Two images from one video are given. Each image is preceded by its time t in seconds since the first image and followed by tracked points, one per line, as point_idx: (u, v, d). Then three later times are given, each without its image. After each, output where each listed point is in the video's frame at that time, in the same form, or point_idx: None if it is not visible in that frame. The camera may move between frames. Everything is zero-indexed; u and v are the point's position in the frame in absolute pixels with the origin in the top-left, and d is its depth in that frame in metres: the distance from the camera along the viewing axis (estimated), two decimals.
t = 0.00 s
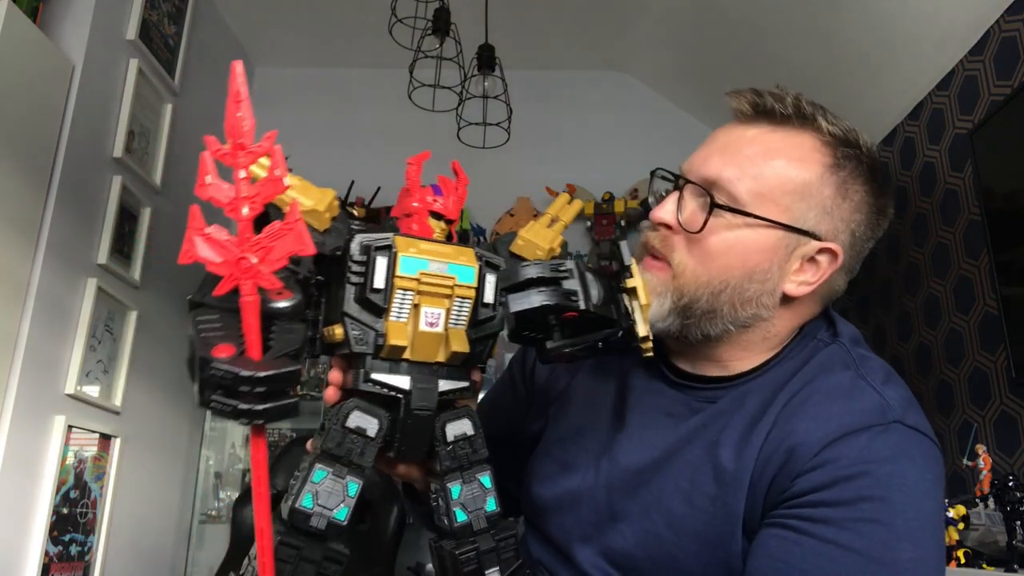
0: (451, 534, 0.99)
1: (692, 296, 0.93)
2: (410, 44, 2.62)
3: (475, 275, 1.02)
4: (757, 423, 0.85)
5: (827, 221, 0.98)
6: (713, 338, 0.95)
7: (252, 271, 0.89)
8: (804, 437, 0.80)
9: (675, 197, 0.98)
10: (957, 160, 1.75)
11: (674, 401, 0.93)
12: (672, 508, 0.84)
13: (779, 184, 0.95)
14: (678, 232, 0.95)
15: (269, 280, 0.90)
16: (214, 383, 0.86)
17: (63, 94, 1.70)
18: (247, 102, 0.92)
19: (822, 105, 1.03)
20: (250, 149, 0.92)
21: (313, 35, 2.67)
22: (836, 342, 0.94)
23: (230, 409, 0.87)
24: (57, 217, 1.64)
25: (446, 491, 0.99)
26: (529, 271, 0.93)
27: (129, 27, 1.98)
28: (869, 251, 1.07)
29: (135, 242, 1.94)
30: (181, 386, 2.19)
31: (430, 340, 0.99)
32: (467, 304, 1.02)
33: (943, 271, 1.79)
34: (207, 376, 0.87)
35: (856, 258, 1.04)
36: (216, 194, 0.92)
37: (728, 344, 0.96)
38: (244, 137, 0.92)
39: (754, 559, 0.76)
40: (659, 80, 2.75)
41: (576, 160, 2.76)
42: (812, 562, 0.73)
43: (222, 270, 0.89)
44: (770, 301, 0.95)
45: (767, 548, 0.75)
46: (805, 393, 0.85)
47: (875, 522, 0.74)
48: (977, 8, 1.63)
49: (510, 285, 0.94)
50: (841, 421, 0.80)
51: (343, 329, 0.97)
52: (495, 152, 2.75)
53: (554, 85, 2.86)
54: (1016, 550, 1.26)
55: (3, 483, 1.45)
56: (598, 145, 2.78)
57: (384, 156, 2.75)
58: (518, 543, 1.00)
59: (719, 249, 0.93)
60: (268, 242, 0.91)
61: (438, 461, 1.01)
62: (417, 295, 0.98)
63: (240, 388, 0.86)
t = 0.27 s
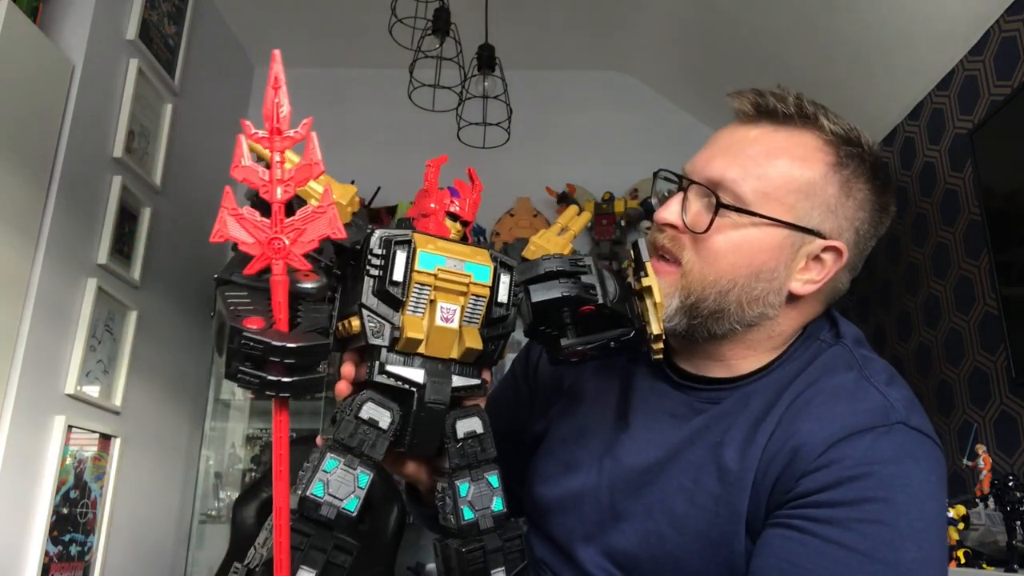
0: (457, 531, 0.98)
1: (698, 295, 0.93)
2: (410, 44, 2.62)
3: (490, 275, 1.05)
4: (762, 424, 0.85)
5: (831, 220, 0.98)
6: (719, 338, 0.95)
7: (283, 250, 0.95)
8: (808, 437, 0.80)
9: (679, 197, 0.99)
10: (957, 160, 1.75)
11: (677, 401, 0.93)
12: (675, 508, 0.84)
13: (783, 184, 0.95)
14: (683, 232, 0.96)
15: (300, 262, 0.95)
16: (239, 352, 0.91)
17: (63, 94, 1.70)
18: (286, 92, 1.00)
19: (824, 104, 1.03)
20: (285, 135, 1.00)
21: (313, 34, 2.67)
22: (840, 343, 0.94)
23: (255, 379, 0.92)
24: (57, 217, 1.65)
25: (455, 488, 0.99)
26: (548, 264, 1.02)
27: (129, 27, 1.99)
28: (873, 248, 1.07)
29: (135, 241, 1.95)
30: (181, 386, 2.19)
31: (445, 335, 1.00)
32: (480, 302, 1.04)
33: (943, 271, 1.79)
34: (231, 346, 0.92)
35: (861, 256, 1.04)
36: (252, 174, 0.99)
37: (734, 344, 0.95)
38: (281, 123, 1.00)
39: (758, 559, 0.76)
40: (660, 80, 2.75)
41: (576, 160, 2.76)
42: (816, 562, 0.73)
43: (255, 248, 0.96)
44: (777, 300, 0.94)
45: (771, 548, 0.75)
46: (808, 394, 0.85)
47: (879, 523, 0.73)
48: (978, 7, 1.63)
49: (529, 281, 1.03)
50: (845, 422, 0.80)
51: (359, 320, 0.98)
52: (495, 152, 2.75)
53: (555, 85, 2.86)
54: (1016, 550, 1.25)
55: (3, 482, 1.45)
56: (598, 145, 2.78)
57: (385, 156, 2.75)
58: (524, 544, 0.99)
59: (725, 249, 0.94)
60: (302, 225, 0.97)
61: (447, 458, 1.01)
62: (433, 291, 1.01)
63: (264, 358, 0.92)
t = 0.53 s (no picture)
0: (456, 530, 1.00)
1: (699, 296, 0.93)
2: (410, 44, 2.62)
3: (493, 276, 1.04)
4: (763, 424, 0.85)
5: (832, 220, 0.98)
6: (720, 339, 0.95)
7: (302, 243, 0.93)
8: (810, 438, 0.80)
9: (681, 198, 0.99)
10: (957, 160, 1.75)
11: (679, 402, 0.94)
12: (676, 508, 0.85)
13: (784, 185, 0.95)
14: (684, 233, 0.96)
15: (319, 256, 0.93)
16: (256, 343, 0.87)
17: (63, 93, 1.70)
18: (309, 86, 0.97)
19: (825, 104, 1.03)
20: (308, 129, 0.96)
21: (314, 35, 2.67)
22: (841, 343, 0.94)
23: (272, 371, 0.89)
24: (57, 217, 1.64)
25: (454, 488, 1.00)
26: (557, 263, 1.02)
27: (129, 27, 1.98)
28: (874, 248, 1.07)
29: (135, 241, 1.94)
30: (182, 386, 2.19)
31: (449, 334, 1.00)
32: (484, 303, 1.03)
33: (943, 271, 1.79)
34: (249, 336, 0.87)
35: (861, 256, 1.04)
36: (271, 166, 0.95)
37: (735, 345, 0.95)
38: (304, 117, 0.97)
39: (760, 559, 0.76)
40: (660, 80, 2.75)
41: (576, 160, 2.76)
42: (818, 562, 0.73)
43: (274, 241, 0.93)
44: (777, 301, 0.95)
45: (773, 548, 0.75)
46: (810, 394, 0.85)
47: (882, 523, 0.73)
48: (978, 7, 1.63)
49: (536, 283, 1.03)
50: (846, 422, 0.80)
51: (364, 318, 0.97)
52: (495, 152, 2.75)
53: (555, 85, 2.86)
54: (1016, 550, 1.26)
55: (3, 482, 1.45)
56: (599, 145, 2.78)
57: (385, 156, 2.75)
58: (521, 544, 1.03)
59: (726, 249, 0.94)
60: (322, 219, 0.95)
61: (447, 458, 1.01)
62: (439, 290, 1.00)
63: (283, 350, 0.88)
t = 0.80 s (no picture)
0: (454, 534, 0.97)
1: (695, 297, 0.94)
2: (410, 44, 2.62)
3: (500, 284, 1.03)
4: (762, 424, 0.85)
5: (828, 219, 0.98)
6: (716, 340, 0.95)
7: (326, 236, 0.90)
8: (808, 438, 0.80)
9: (677, 199, 0.99)
10: (957, 160, 1.75)
11: (679, 402, 0.94)
12: (675, 508, 0.85)
13: (779, 185, 0.96)
14: (680, 234, 0.97)
15: (344, 250, 0.91)
16: (281, 331, 0.81)
17: (63, 94, 1.70)
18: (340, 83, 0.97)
19: (820, 104, 1.03)
20: (338, 126, 0.95)
21: (314, 35, 2.68)
22: (840, 343, 0.94)
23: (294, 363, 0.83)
24: (57, 217, 1.65)
25: (455, 492, 0.99)
26: (565, 272, 0.98)
27: (129, 27, 1.99)
28: (870, 247, 1.07)
29: (135, 241, 1.95)
30: (182, 386, 2.19)
31: (456, 339, 0.99)
32: (490, 309, 1.02)
33: (943, 271, 1.79)
34: (271, 325, 0.82)
35: (858, 255, 1.04)
36: (298, 160, 0.93)
37: (733, 346, 0.95)
38: (334, 114, 0.96)
39: (759, 559, 0.76)
40: (660, 80, 2.75)
41: (577, 160, 2.76)
42: (817, 562, 0.73)
43: (298, 235, 0.89)
44: (773, 301, 0.95)
45: (772, 549, 0.75)
46: (809, 394, 0.85)
47: (881, 523, 0.73)
48: (977, 7, 1.63)
49: (549, 289, 1.00)
50: (845, 422, 0.80)
51: (373, 319, 0.95)
52: (495, 152, 2.75)
53: (555, 85, 2.86)
54: (1016, 550, 1.26)
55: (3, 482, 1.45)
56: (598, 145, 2.78)
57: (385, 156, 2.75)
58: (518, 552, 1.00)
59: (721, 250, 0.94)
60: (348, 214, 0.93)
61: (447, 462, 1.00)
62: (448, 294, 0.99)
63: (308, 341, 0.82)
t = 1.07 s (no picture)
0: (458, 542, 0.95)
1: (690, 293, 0.93)
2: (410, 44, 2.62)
3: (506, 290, 1.03)
4: (759, 424, 0.85)
5: (820, 216, 0.98)
6: (712, 336, 0.95)
7: (331, 242, 0.90)
8: (805, 437, 0.80)
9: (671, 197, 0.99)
10: (957, 160, 1.75)
11: (676, 402, 0.94)
12: (673, 508, 0.85)
13: (772, 181, 0.96)
14: (675, 232, 0.97)
15: (348, 257, 0.91)
16: (284, 341, 0.82)
17: (63, 93, 1.70)
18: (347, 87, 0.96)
19: (811, 101, 1.04)
20: (344, 131, 0.95)
21: (313, 34, 2.67)
22: (836, 342, 0.94)
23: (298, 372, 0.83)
24: (56, 217, 1.64)
25: (459, 498, 0.96)
26: (571, 280, 0.95)
27: (129, 27, 1.98)
28: (864, 243, 1.08)
29: (135, 241, 1.94)
30: (181, 386, 2.19)
31: (462, 344, 0.98)
32: (496, 315, 1.02)
33: (943, 272, 1.79)
34: (275, 334, 0.82)
35: (852, 251, 1.05)
36: (303, 165, 0.93)
37: (729, 343, 0.95)
38: (340, 118, 0.95)
39: (757, 559, 0.76)
40: (659, 80, 2.75)
41: (576, 160, 2.76)
42: (815, 562, 0.73)
43: (304, 241, 0.90)
44: (768, 297, 0.95)
45: (769, 549, 0.75)
46: (806, 392, 0.85)
47: (878, 522, 0.73)
48: (977, 7, 1.63)
49: (555, 297, 0.96)
50: (841, 421, 0.80)
51: (377, 324, 0.94)
52: (495, 152, 2.75)
53: (554, 85, 2.86)
54: (1015, 550, 1.26)
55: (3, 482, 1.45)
56: (598, 145, 2.78)
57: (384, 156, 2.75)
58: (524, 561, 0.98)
59: (715, 246, 0.94)
60: (353, 219, 0.93)
61: (451, 468, 0.99)
62: (453, 300, 0.98)
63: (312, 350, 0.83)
